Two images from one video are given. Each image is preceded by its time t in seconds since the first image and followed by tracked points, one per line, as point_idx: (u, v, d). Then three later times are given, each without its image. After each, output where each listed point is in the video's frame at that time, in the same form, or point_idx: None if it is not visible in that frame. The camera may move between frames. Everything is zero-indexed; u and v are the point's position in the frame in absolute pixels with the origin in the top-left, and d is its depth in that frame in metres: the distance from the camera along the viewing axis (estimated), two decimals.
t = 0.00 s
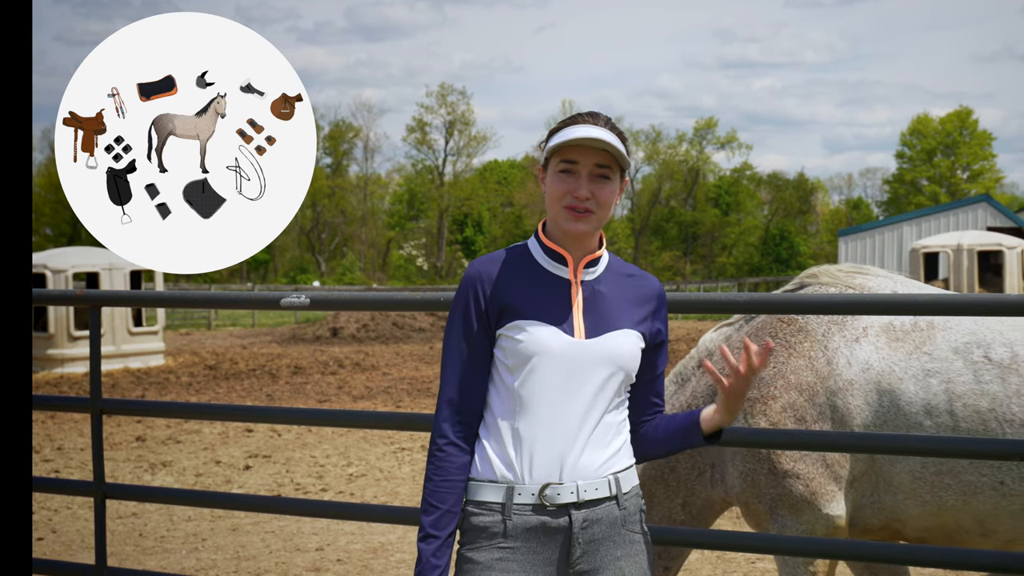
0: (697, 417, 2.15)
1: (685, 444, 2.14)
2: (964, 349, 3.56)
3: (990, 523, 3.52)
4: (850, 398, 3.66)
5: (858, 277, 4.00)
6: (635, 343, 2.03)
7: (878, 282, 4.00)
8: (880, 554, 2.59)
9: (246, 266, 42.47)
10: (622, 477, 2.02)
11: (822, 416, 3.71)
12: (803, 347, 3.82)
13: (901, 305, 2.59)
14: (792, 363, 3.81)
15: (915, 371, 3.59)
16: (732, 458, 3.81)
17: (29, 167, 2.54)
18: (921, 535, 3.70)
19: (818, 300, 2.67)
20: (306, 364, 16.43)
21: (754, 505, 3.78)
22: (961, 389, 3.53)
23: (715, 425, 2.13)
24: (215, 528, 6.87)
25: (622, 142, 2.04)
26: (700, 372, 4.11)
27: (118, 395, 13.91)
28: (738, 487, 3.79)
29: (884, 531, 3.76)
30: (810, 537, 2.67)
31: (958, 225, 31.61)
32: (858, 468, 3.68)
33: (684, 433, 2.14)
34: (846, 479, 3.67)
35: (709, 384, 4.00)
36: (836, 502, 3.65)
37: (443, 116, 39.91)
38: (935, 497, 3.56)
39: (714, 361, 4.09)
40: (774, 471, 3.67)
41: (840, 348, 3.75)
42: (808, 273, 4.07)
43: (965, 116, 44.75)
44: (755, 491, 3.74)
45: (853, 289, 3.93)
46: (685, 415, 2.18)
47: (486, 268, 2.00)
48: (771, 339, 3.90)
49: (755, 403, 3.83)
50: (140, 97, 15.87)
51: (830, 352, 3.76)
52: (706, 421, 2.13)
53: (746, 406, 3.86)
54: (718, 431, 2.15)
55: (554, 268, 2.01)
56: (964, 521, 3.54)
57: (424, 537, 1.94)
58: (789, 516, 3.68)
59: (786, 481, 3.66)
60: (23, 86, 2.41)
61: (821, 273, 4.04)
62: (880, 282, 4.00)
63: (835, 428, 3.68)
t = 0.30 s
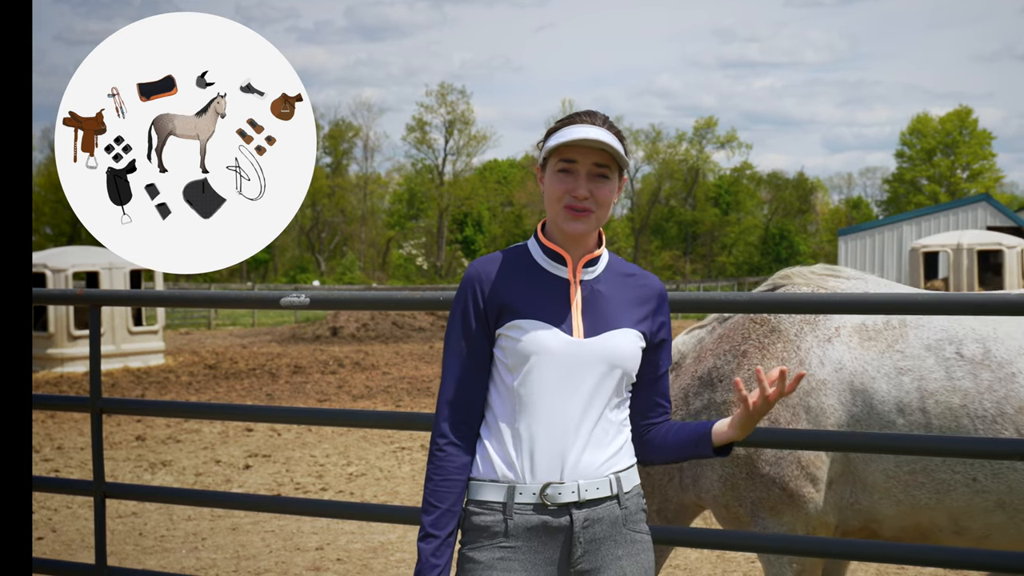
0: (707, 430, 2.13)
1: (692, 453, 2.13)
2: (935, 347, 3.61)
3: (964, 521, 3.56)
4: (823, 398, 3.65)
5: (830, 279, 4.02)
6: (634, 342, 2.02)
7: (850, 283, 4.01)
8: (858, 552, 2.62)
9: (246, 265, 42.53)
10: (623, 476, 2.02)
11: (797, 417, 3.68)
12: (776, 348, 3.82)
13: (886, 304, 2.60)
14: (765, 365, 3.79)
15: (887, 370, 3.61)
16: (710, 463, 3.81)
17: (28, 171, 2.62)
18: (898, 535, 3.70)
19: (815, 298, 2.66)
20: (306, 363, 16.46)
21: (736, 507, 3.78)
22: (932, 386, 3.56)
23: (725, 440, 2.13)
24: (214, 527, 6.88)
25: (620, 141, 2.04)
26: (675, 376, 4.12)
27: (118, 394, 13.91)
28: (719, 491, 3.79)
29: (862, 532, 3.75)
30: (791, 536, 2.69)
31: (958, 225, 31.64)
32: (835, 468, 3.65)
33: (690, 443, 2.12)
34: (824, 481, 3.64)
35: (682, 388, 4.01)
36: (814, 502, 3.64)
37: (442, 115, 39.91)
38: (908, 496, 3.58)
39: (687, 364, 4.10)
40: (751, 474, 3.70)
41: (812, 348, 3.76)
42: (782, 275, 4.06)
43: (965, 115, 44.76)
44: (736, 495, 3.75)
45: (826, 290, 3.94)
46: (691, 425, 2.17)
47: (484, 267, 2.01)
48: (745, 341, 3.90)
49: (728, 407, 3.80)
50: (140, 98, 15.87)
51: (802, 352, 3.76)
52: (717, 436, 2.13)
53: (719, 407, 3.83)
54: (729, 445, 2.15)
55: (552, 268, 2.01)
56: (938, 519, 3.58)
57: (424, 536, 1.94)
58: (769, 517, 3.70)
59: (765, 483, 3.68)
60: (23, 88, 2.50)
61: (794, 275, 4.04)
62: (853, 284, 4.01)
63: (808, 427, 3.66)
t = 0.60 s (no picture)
0: (707, 406, 2.16)
1: (696, 431, 2.16)
2: (915, 346, 3.62)
3: (939, 519, 3.58)
4: (803, 395, 3.67)
5: (813, 278, 4.01)
6: (634, 338, 2.03)
7: (833, 281, 4.00)
8: (843, 551, 2.63)
9: (246, 265, 42.51)
10: (623, 475, 2.02)
11: (778, 414, 3.68)
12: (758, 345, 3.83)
13: (876, 304, 2.60)
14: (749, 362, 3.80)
15: (867, 368, 3.63)
16: (694, 461, 3.80)
17: (28, 170, 2.80)
18: (875, 534, 3.72)
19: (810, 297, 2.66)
20: (306, 362, 16.44)
21: (721, 506, 3.78)
22: (910, 384, 3.58)
23: (725, 413, 2.14)
24: (214, 527, 6.88)
25: (624, 142, 2.04)
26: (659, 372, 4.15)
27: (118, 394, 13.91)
28: (703, 488, 3.79)
29: (840, 530, 3.77)
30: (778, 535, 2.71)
31: (958, 224, 31.66)
32: (816, 466, 3.66)
33: (695, 422, 2.15)
34: (806, 478, 3.65)
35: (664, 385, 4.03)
36: (797, 500, 3.66)
37: (442, 115, 39.90)
38: (886, 494, 3.60)
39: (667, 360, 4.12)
40: (735, 472, 3.70)
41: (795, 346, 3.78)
42: (765, 273, 4.07)
43: (965, 114, 44.79)
44: (721, 493, 3.75)
45: (809, 288, 3.94)
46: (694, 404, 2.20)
47: (485, 266, 2.00)
48: (727, 338, 3.91)
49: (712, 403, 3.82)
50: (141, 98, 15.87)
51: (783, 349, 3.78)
52: (717, 411, 2.14)
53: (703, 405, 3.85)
54: (729, 418, 2.17)
55: (550, 266, 2.01)
56: (914, 518, 3.60)
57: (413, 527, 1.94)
58: (755, 515, 3.71)
59: (749, 481, 3.68)
60: (23, 87, 2.70)
61: (778, 273, 4.06)
62: (835, 282, 4.00)
63: (789, 424, 3.67)
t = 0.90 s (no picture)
0: (723, 388, 2.12)
1: (709, 410, 2.13)
2: (889, 341, 3.69)
3: (914, 513, 3.61)
4: (783, 390, 3.75)
5: (790, 271, 4.03)
6: (631, 332, 2.03)
7: (809, 277, 4.02)
8: (827, 548, 2.64)
9: (246, 265, 42.49)
10: (623, 475, 2.02)
11: (757, 410, 3.78)
12: (737, 341, 3.91)
13: (868, 303, 2.59)
14: (728, 357, 3.88)
15: (843, 362, 3.71)
16: (676, 455, 3.85)
17: (27, 168, 2.89)
18: (851, 528, 3.77)
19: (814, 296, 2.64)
20: (306, 362, 16.42)
21: (703, 500, 3.81)
22: (884, 378, 3.65)
23: (741, 397, 2.11)
24: (215, 527, 6.88)
25: (618, 139, 2.04)
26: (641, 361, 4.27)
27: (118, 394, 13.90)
28: (684, 482, 3.83)
29: (817, 523, 3.81)
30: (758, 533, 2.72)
31: (958, 224, 31.66)
32: (796, 461, 3.70)
33: (712, 402, 2.12)
34: (786, 472, 3.68)
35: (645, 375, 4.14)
36: (777, 493, 3.68)
37: (443, 114, 39.95)
38: (863, 488, 3.64)
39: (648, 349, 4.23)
40: (716, 466, 3.73)
41: (774, 341, 3.86)
42: (742, 265, 4.09)
43: (965, 114, 44.83)
44: (701, 486, 3.79)
45: (785, 283, 3.95)
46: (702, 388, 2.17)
47: (481, 260, 2.01)
48: (707, 333, 4.00)
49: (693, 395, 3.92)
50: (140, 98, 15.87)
51: (763, 344, 3.86)
52: (734, 393, 2.11)
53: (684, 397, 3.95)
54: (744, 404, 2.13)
55: (546, 262, 2.00)
56: (890, 511, 3.64)
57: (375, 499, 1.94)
58: (736, 509, 3.72)
59: (729, 475, 3.70)
60: (23, 85, 2.78)
61: (755, 265, 4.07)
62: (810, 277, 4.02)
63: (769, 420, 3.76)
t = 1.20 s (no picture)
0: (723, 376, 2.13)
1: (707, 402, 2.13)
2: (857, 338, 3.70)
3: (881, 510, 3.61)
4: (757, 387, 3.78)
5: (767, 272, 4.01)
6: (631, 328, 2.04)
7: (786, 277, 4.01)
8: (803, 546, 2.66)
9: (247, 265, 42.50)
10: (621, 474, 2.03)
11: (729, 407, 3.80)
12: (713, 338, 3.93)
13: (869, 303, 2.57)
14: (703, 354, 3.91)
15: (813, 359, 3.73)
16: (654, 453, 3.86)
17: (28, 168, 2.89)
18: (822, 526, 3.79)
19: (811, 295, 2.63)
20: (306, 362, 16.41)
21: (681, 497, 3.83)
22: (853, 374, 3.67)
23: (741, 385, 2.12)
24: (215, 526, 6.88)
25: (617, 137, 2.04)
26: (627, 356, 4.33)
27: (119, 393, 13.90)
28: (663, 479, 3.84)
29: (788, 520, 3.83)
30: (729, 529, 2.75)
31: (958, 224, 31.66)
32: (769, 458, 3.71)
33: (710, 394, 2.13)
34: (761, 468, 3.69)
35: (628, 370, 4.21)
36: (753, 490, 3.68)
37: (443, 114, 39.97)
38: (831, 485, 3.65)
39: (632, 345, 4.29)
40: (694, 462, 3.74)
41: (748, 338, 3.86)
42: (721, 264, 4.10)
43: (965, 113, 44.87)
44: (679, 483, 3.80)
45: (761, 284, 3.94)
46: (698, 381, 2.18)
47: (480, 253, 2.01)
48: (684, 331, 4.03)
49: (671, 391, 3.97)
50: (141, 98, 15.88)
51: (737, 341, 3.87)
52: (733, 382, 2.12)
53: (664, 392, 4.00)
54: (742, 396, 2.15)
55: (546, 258, 2.00)
56: (858, 508, 3.64)
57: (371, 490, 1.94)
58: (714, 505, 3.74)
59: (706, 471, 3.72)
60: (22, 86, 2.79)
61: (733, 265, 4.08)
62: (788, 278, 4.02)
63: (743, 418, 3.79)
